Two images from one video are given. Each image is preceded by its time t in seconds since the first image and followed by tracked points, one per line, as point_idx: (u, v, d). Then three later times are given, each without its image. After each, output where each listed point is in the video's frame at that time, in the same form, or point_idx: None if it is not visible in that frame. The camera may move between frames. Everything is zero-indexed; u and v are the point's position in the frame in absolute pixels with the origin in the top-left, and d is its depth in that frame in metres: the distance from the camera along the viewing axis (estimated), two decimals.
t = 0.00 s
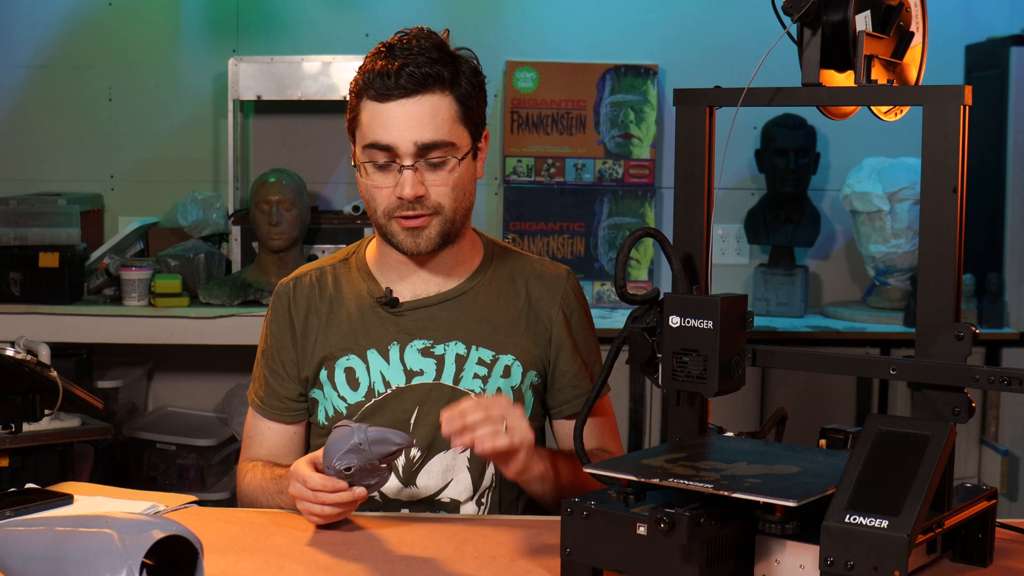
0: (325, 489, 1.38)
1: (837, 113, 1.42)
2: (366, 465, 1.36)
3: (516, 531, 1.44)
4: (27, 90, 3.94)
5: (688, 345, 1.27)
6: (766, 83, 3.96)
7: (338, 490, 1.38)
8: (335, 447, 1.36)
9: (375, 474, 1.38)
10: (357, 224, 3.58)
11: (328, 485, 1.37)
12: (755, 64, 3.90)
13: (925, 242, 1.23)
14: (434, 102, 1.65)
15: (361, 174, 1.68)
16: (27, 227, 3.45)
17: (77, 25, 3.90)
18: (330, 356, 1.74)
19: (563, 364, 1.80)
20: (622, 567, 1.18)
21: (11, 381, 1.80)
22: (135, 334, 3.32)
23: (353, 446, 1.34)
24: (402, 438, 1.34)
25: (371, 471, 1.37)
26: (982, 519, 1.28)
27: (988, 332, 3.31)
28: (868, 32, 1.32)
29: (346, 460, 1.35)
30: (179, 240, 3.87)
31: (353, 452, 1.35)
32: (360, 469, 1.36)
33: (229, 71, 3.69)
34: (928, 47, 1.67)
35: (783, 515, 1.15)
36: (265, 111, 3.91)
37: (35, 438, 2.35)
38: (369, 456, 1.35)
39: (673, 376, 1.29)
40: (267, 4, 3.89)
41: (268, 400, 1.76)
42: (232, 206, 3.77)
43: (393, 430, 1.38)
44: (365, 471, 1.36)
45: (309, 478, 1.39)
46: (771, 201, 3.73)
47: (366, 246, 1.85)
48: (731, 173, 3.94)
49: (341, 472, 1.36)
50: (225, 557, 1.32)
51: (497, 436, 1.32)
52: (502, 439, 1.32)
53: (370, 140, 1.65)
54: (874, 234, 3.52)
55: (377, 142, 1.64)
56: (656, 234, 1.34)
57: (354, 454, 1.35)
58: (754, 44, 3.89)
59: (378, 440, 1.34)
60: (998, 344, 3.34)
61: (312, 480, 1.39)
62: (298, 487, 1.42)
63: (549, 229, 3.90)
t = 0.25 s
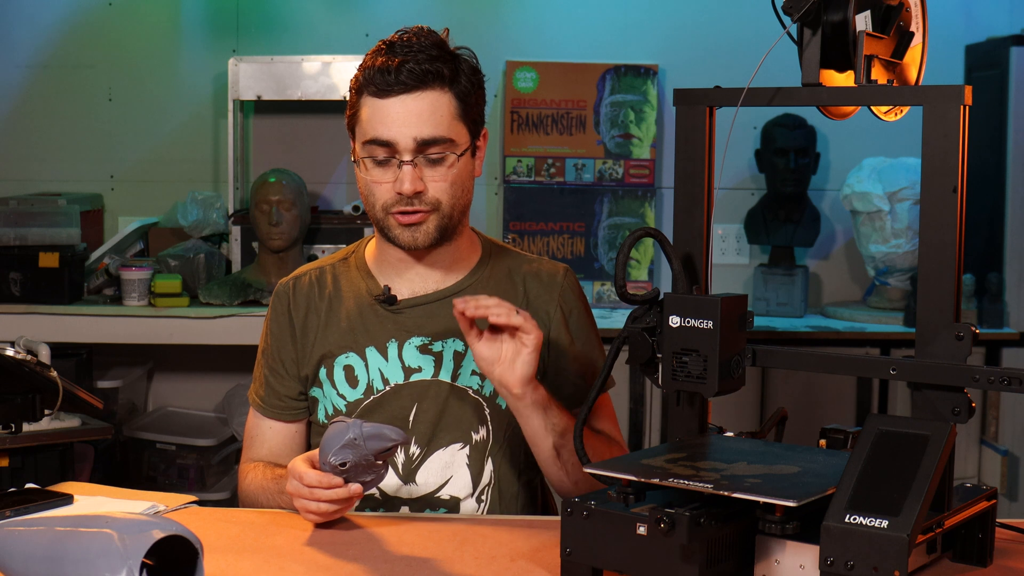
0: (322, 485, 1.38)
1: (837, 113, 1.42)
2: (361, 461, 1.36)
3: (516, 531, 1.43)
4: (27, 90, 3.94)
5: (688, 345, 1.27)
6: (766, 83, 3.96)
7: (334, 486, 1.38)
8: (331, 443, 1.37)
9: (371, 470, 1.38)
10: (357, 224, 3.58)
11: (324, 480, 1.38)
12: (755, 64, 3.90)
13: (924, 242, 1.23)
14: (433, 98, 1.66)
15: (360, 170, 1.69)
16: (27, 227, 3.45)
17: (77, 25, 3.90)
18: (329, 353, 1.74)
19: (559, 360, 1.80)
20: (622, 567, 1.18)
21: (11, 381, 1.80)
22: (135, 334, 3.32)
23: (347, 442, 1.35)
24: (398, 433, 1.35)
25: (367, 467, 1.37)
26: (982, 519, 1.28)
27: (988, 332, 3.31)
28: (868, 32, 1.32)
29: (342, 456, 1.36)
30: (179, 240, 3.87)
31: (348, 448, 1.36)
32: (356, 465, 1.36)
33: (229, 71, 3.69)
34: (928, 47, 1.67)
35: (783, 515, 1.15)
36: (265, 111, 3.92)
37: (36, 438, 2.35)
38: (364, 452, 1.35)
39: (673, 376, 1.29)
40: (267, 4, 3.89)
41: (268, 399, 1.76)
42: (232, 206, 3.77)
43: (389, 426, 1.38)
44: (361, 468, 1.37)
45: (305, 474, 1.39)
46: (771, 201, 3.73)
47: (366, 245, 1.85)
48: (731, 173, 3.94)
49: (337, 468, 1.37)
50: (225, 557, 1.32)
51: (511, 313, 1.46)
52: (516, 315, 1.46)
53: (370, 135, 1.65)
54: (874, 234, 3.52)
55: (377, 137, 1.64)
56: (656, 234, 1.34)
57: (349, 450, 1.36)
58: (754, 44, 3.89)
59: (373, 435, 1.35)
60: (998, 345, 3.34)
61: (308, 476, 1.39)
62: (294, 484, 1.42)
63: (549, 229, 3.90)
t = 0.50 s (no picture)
0: (323, 485, 1.38)
1: (837, 113, 1.42)
2: (362, 462, 1.36)
3: (515, 531, 1.43)
4: (27, 90, 3.94)
5: (688, 345, 1.27)
6: (766, 83, 3.96)
7: (335, 486, 1.38)
8: (333, 443, 1.37)
9: (372, 471, 1.38)
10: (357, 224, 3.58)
11: (325, 480, 1.38)
12: (755, 64, 3.90)
13: (924, 242, 1.23)
14: (438, 97, 1.66)
15: (364, 167, 1.68)
16: (27, 227, 3.45)
17: (77, 25, 3.91)
18: (328, 353, 1.74)
19: (557, 359, 1.82)
20: (622, 567, 1.18)
21: (11, 382, 1.80)
22: (135, 334, 3.32)
23: (350, 442, 1.35)
24: (399, 434, 1.35)
25: (368, 468, 1.37)
26: (982, 519, 1.28)
27: (988, 332, 3.31)
28: (868, 32, 1.32)
29: (344, 456, 1.36)
30: (179, 240, 3.87)
31: (350, 448, 1.36)
32: (357, 465, 1.36)
33: (229, 71, 3.69)
34: (928, 47, 1.67)
35: (783, 515, 1.15)
36: (265, 111, 3.92)
37: (35, 437, 2.36)
38: (365, 453, 1.35)
39: (673, 376, 1.29)
40: (267, 4, 3.89)
41: (268, 399, 1.76)
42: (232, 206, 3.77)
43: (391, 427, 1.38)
44: (361, 468, 1.37)
45: (307, 474, 1.39)
46: (771, 201, 3.73)
47: (365, 245, 1.85)
48: (731, 173, 3.94)
49: (337, 468, 1.37)
50: (225, 557, 1.32)
51: (522, 274, 1.52)
52: (526, 277, 1.52)
53: (375, 132, 1.65)
54: (874, 234, 3.52)
55: (382, 134, 1.64)
56: (656, 234, 1.34)
57: (350, 450, 1.36)
58: (754, 44, 3.89)
59: (375, 436, 1.34)
60: (998, 345, 3.34)
61: (309, 476, 1.39)
62: (295, 484, 1.41)
63: (549, 229, 3.90)
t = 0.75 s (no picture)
0: (322, 485, 1.38)
1: (837, 113, 1.42)
2: (362, 462, 1.36)
3: (515, 531, 1.43)
4: (27, 90, 3.94)
5: (688, 345, 1.27)
6: (766, 83, 3.96)
7: (335, 486, 1.38)
8: (332, 443, 1.37)
9: (372, 471, 1.38)
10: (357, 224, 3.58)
11: (325, 480, 1.38)
12: (755, 64, 3.90)
13: (924, 242, 1.23)
14: (437, 98, 1.66)
15: (362, 168, 1.68)
16: (27, 227, 3.45)
17: (77, 25, 3.91)
18: (328, 353, 1.74)
19: (556, 357, 1.82)
20: (622, 567, 1.18)
21: (11, 382, 1.80)
22: (135, 334, 3.32)
23: (349, 442, 1.35)
24: (399, 435, 1.35)
25: (368, 468, 1.37)
26: (982, 519, 1.28)
27: (988, 332, 3.31)
28: (868, 32, 1.32)
29: (343, 456, 1.36)
30: (179, 240, 3.87)
31: (350, 448, 1.36)
32: (357, 466, 1.37)
33: (229, 71, 3.69)
34: (929, 47, 1.67)
35: (783, 515, 1.15)
36: (265, 111, 3.92)
37: (35, 437, 2.36)
38: (364, 454, 1.35)
39: (673, 376, 1.29)
40: (267, 4, 3.89)
41: (268, 399, 1.76)
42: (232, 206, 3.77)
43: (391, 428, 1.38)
44: (360, 469, 1.37)
45: (307, 474, 1.39)
46: (771, 202, 3.74)
47: (365, 245, 1.85)
48: (731, 173, 3.94)
49: (336, 469, 1.37)
50: (225, 557, 1.32)
51: (520, 275, 1.52)
52: (525, 277, 1.52)
53: (374, 133, 1.65)
54: (874, 234, 3.52)
55: (381, 135, 1.65)
56: (656, 234, 1.33)
57: (350, 450, 1.36)
58: (754, 44, 3.89)
59: (375, 437, 1.34)
60: (998, 345, 3.34)
61: (309, 476, 1.39)
62: (295, 484, 1.41)
63: (549, 229, 3.90)
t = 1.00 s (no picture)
0: (322, 484, 1.38)
1: (837, 113, 1.42)
2: (362, 462, 1.36)
3: (515, 531, 1.43)
4: (27, 90, 3.94)
5: (688, 345, 1.27)
6: (766, 83, 3.96)
7: (335, 486, 1.38)
8: (334, 443, 1.38)
9: (372, 472, 1.38)
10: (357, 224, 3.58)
11: (325, 480, 1.38)
12: (755, 65, 3.90)
13: (924, 242, 1.23)
14: (439, 94, 1.66)
15: (363, 164, 1.69)
16: (27, 227, 3.45)
17: (77, 25, 3.91)
18: (328, 355, 1.74)
19: (557, 356, 1.82)
20: (622, 567, 1.18)
21: (11, 382, 1.80)
22: (135, 333, 3.32)
23: (351, 442, 1.35)
24: (401, 437, 1.35)
25: (368, 469, 1.37)
26: (982, 519, 1.28)
27: (988, 332, 3.31)
28: (867, 32, 1.32)
29: (344, 456, 1.36)
30: (179, 240, 3.87)
31: (351, 448, 1.36)
32: (357, 466, 1.36)
33: (229, 71, 3.69)
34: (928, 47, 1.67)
35: (783, 515, 1.15)
36: (265, 111, 3.92)
37: (35, 437, 2.36)
38: (365, 454, 1.35)
39: (673, 376, 1.29)
40: (267, 4, 3.89)
41: (267, 400, 1.76)
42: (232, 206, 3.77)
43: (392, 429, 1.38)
44: (361, 470, 1.37)
45: (307, 473, 1.39)
46: (771, 202, 3.74)
47: (365, 245, 1.85)
48: (731, 173, 3.94)
49: (337, 469, 1.37)
50: (225, 557, 1.32)
51: (531, 268, 1.51)
52: (535, 269, 1.52)
53: (375, 129, 1.65)
54: (874, 234, 3.52)
55: (382, 131, 1.65)
56: (656, 234, 1.33)
57: (351, 450, 1.36)
58: (754, 44, 3.89)
59: (376, 437, 1.35)
60: (998, 345, 3.34)
61: (309, 475, 1.39)
62: (295, 483, 1.42)
63: (549, 229, 3.90)
